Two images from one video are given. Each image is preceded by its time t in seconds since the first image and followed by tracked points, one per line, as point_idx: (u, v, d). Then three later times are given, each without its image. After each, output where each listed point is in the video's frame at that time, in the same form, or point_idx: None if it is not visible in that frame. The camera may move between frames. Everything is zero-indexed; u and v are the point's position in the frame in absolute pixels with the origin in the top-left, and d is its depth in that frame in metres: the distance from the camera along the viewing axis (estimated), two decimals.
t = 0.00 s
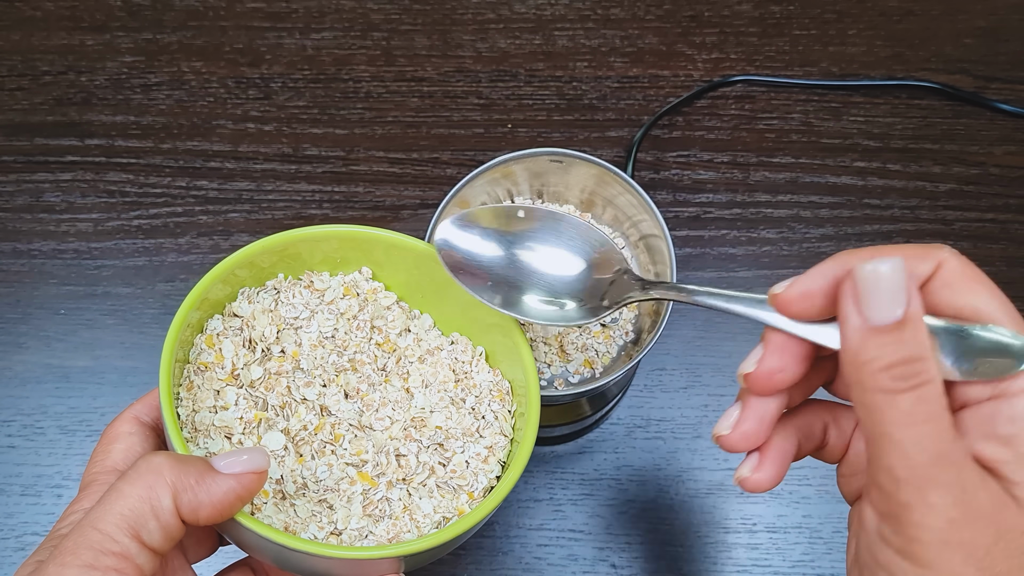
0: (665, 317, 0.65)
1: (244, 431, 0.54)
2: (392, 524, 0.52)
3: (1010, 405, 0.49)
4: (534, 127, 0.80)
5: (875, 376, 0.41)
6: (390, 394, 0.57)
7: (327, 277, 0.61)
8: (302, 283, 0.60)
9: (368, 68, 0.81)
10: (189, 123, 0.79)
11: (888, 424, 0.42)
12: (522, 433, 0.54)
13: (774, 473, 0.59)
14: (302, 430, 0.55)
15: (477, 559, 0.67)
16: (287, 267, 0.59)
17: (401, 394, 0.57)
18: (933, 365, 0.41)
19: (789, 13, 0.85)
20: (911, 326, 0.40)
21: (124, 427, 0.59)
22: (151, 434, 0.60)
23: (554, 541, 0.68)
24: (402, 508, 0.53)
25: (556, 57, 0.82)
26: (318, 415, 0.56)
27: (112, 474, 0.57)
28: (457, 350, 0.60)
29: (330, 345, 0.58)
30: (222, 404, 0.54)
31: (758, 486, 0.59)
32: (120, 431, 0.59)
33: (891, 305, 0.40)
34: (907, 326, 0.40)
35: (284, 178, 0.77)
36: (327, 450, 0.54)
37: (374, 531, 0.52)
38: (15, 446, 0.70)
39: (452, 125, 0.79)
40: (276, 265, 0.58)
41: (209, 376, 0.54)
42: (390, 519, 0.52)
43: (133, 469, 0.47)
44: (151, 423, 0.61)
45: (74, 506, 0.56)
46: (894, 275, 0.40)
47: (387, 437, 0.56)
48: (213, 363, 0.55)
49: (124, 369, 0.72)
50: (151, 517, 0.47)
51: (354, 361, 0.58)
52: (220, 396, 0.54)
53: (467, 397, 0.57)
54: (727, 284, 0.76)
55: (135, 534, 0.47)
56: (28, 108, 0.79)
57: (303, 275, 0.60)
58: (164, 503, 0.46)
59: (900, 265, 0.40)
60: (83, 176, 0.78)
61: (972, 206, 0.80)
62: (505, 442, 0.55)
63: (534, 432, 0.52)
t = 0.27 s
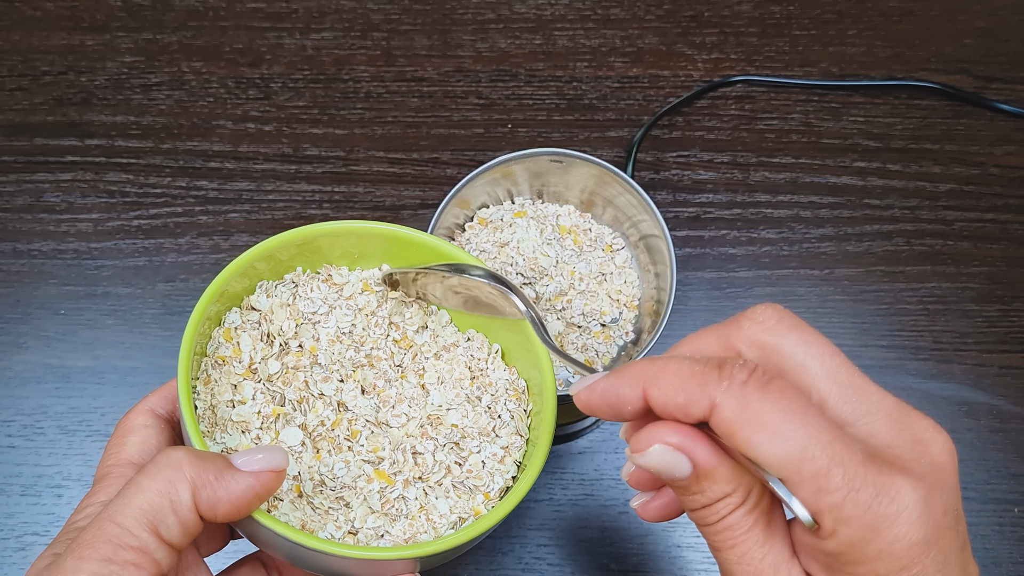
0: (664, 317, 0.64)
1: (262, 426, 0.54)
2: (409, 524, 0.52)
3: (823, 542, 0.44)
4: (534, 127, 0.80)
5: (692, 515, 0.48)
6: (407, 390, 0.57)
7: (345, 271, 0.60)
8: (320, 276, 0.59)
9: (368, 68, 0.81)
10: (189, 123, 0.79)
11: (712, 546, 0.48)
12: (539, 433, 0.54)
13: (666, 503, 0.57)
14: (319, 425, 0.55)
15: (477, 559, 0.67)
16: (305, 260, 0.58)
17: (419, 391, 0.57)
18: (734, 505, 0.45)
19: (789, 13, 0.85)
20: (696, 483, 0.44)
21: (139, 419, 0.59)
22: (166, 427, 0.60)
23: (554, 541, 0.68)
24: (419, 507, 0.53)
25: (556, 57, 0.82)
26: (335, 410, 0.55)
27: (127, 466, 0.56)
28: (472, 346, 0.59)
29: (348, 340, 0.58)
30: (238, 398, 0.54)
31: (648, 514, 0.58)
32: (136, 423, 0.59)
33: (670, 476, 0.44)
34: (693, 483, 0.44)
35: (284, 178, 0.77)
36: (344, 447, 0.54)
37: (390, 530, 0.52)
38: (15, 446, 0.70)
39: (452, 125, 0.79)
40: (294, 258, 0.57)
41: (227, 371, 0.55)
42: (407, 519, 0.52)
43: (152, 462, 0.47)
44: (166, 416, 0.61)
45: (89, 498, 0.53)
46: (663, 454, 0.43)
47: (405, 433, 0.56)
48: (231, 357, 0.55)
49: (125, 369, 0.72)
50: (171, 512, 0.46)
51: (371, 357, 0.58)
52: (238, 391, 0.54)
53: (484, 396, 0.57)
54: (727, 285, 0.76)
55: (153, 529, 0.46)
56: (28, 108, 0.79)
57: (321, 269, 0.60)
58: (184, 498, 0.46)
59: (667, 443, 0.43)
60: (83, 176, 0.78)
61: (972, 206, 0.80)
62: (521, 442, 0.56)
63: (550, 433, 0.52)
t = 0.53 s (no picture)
0: (664, 317, 0.65)
1: (269, 425, 0.54)
2: (404, 523, 0.52)
3: (838, 465, 0.48)
4: (534, 127, 0.80)
5: (699, 461, 0.44)
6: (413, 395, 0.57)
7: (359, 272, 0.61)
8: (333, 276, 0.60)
9: (368, 68, 0.81)
10: (189, 123, 0.79)
11: (717, 498, 0.44)
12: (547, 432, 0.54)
13: (643, 556, 0.61)
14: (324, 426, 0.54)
15: (477, 559, 0.67)
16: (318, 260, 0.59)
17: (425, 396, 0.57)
18: (754, 443, 0.43)
19: (789, 13, 0.85)
20: (721, 412, 0.43)
21: (150, 420, 0.59)
22: (177, 428, 0.60)
23: (554, 541, 0.68)
24: (415, 507, 0.53)
25: (556, 57, 0.82)
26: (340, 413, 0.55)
27: (138, 466, 0.56)
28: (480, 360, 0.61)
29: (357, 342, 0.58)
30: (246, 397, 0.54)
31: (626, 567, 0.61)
32: (147, 423, 0.59)
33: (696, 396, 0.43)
34: (716, 408, 0.43)
35: (284, 178, 0.77)
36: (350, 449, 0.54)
37: (383, 530, 0.52)
38: (15, 446, 0.70)
39: (452, 125, 0.79)
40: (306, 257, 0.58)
41: (236, 370, 0.54)
42: (402, 518, 0.52)
43: (165, 462, 0.47)
44: (177, 416, 0.61)
45: (100, 498, 0.54)
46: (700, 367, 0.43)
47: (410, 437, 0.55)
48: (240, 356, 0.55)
49: (125, 369, 0.72)
50: (183, 512, 0.46)
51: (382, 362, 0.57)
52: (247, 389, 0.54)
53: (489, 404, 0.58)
54: (727, 285, 0.76)
55: (164, 528, 0.46)
56: (28, 108, 0.79)
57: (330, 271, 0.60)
58: (196, 499, 0.46)
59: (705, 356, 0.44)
60: (83, 176, 0.78)
61: (972, 206, 0.80)
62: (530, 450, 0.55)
63: (555, 443, 0.52)
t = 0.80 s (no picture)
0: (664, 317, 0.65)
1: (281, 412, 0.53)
2: (437, 511, 0.52)
3: (837, 409, 0.54)
4: (534, 127, 0.80)
5: (707, 410, 0.46)
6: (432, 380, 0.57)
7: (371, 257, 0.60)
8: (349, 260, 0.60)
9: (368, 68, 0.81)
10: (189, 123, 0.79)
11: (731, 441, 0.45)
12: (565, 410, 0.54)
13: (638, 526, 0.59)
14: (337, 416, 0.54)
15: (477, 559, 0.67)
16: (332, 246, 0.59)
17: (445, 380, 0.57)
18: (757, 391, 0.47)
19: (789, 13, 0.85)
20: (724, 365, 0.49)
21: (169, 407, 0.59)
22: (195, 415, 0.60)
23: (553, 541, 0.68)
24: (448, 493, 0.53)
25: (556, 57, 0.82)
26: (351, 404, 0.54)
27: (157, 454, 0.56)
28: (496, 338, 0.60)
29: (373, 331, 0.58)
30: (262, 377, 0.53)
31: (622, 540, 0.59)
32: (166, 410, 0.58)
33: (698, 352, 0.49)
34: (716, 365, 0.49)
35: (284, 178, 0.77)
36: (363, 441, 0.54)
37: (417, 521, 0.51)
38: (15, 446, 0.70)
39: (452, 125, 0.79)
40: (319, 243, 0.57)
41: (257, 345, 0.54)
42: (436, 506, 0.52)
43: (181, 453, 0.46)
44: (194, 403, 0.60)
45: (116, 486, 0.53)
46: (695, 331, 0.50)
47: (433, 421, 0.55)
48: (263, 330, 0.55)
49: (124, 369, 0.72)
50: (198, 502, 0.45)
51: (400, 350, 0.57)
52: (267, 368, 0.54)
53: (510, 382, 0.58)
54: (727, 285, 0.76)
55: (179, 518, 0.45)
56: (28, 108, 0.79)
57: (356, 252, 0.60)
58: (211, 490, 0.45)
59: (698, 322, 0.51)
60: (83, 176, 0.78)
61: (972, 206, 0.80)
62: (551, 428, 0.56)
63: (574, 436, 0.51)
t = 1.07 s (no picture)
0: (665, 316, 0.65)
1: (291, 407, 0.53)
2: (448, 512, 0.52)
3: (864, 398, 0.54)
4: (534, 127, 0.80)
5: (735, 396, 0.46)
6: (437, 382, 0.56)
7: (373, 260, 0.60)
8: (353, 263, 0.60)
9: (368, 68, 0.81)
10: (189, 123, 0.79)
11: (759, 428, 0.45)
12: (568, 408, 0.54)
13: (659, 515, 0.60)
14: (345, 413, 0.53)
15: (477, 559, 0.67)
16: (337, 250, 0.59)
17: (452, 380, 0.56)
18: (784, 379, 0.47)
19: (789, 13, 0.85)
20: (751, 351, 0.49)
21: (173, 410, 0.59)
22: (199, 419, 0.60)
23: (554, 541, 0.68)
24: (458, 493, 0.53)
25: (556, 57, 0.82)
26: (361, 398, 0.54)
27: (161, 457, 0.56)
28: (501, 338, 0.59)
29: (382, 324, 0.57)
30: (269, 376, 0.54)
31: (642, 530, 0.59)
32: (170, 414, 0.59)
33: (727, 334, 0.50)
34: (743, 351, 0.49)
35: (284, 179, 0.77)
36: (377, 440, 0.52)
37: (428, 524, 0.52)
38: (15, 446, 0.70)
39: (452, 125, 0.79)
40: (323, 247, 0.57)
41: (267, 343, 0.55)
42: (446, 507, 0.52)
43: (186, 456, 0.47)
44: (199, 406, 0.61)
45: (121, 488, 0.53)
46: (722, 314, 0.51)
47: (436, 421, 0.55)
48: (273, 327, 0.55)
49: (124, 369, 0.72)
50: (202, 504, 0.45)
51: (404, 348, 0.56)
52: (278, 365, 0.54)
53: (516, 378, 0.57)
54: (727, 285, 0.76)
55: (184, 520, 0.45)
56: (28, 108, 0.79)
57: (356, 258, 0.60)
58: (215, 491, 0.45)
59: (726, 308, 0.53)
60: (83, 176, 0.78)
61: (972, 206, 0.80)
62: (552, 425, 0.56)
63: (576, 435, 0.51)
